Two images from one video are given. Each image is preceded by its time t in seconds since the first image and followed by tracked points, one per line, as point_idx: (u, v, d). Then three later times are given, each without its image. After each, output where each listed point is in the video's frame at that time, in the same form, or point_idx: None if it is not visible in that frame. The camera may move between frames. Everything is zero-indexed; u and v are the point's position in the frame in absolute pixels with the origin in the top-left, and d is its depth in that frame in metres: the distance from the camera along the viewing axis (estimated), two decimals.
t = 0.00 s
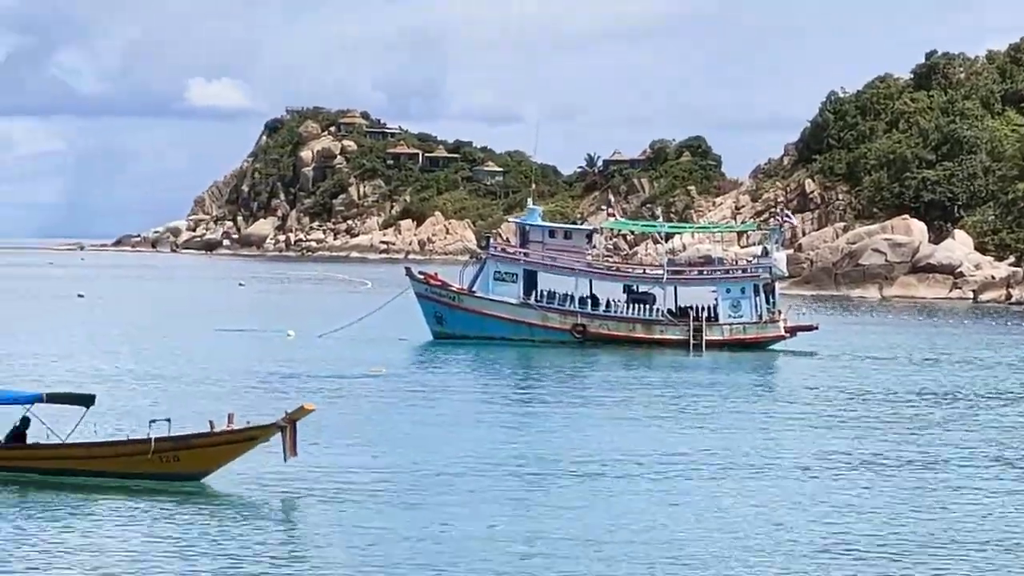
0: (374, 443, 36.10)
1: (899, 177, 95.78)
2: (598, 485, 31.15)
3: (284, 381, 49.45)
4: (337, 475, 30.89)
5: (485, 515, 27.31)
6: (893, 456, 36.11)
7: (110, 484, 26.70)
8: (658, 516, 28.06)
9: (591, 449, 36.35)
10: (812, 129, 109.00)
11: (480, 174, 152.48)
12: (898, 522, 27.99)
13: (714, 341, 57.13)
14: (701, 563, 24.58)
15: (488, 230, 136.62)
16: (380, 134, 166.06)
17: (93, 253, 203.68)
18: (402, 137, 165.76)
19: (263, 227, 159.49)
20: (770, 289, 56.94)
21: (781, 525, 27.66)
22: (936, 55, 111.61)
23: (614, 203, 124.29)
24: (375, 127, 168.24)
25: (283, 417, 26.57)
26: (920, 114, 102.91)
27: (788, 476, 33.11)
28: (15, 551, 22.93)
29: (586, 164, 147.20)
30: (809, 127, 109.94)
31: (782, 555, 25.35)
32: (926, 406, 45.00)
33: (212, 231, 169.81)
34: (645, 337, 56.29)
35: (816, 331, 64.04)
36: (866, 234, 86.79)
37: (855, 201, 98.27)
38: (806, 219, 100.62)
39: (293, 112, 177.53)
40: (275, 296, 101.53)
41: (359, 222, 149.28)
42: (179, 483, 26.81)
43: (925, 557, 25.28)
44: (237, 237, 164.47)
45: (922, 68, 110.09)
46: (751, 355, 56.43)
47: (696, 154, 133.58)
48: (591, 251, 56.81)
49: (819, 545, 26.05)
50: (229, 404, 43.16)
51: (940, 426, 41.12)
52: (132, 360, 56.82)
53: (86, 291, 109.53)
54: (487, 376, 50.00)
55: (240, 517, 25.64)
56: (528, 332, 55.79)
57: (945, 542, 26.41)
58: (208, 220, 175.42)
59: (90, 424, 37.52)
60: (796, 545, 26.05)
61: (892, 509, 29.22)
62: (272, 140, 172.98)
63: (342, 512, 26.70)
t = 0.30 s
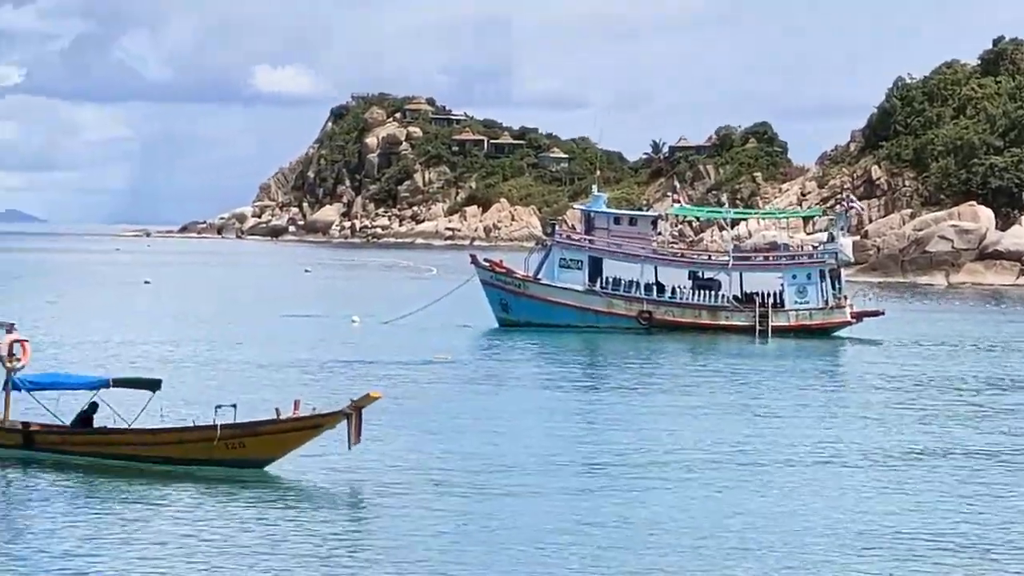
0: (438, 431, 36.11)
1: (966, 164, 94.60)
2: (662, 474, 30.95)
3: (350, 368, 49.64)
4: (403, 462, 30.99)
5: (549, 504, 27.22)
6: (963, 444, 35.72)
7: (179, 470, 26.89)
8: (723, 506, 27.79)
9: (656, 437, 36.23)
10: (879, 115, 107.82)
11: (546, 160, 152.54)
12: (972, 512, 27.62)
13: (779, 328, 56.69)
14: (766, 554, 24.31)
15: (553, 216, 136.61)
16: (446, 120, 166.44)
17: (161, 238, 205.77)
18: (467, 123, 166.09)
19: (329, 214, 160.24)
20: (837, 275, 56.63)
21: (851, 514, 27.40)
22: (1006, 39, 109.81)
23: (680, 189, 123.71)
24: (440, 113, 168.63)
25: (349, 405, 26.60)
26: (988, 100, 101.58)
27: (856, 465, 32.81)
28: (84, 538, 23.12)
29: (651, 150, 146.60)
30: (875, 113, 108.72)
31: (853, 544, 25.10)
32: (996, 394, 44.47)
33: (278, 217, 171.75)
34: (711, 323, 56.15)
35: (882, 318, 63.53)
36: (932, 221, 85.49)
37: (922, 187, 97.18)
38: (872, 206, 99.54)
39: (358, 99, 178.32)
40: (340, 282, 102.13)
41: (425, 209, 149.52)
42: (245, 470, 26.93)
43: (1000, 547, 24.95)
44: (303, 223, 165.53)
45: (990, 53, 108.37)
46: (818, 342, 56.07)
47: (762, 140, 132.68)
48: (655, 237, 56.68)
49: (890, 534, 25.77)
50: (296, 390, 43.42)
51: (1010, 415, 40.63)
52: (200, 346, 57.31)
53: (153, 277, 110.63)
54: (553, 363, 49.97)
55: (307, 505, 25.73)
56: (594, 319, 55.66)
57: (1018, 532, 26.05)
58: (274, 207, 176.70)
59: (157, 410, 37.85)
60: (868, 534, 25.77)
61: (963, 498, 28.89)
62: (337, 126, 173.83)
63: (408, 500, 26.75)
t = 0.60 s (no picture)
0: (496, 420, 36.25)
1: None
2: (719, 464, 30.86)
3: (409, 357, 49.90)
4: (462, 451, 31.25)
5: (604, 494, 27.22)
6: None
7: (239, 456, 27.16)
8: (780, 497, 27.72)
9: (714, 426, 36.28)
10: (940, 104, 106.78)
11: (606, 149, 152.43)
12: None
13: (840, 317, 56.53)
14: (821, 545, 24.17)
15: (613, 206, 136.56)
16: (506, 109, 166.83)
17: (222, 227, 207.52)
18: (527, 112, 166.36)
19: (389, 202, 160.78)
20: (898, 262, 56.26)
21: (912, 504, 27.28)
22: None
23: (740, 178, 123.14)
24: (500, 102, 168.98)
25: (410, 392, 26.73)
26: None
27: (916, 455, 32.65)
28: (145, 525, 23.46)
29: (712, 139, 145.90)
30: (937, 102, 107.69)
31: (913, 534, 25.00)
32: None
33: (339, 206, 173.07)
34: (771, 311, 56.01)
35: (943, 308, 63.14)
36: (996, 209, 84.66)
37: (985, 175, 96.29)
38: (933, 194, 98.48)
39: (419, 87, 179.06)
40: (401, 271, 102.65)
41: (485, 197, 149.67)
42: (306, 458, 27.14)
43: None
44: (364, 211, 166.31)
45: None
46: (878, 331, 55.82)
47: (823, 129, 131.80)
48: (716, 227, 56.46)
49: (953, 526, 25.58)
50: (356, 379, 43.82)
51: None
52: (261, 334, 57.92)
53: (216, 266, 111.63)
54: (612, 352, 50.04)
55: (366, 496, 25.90)
56: (655, 309, 55.55)
57: None
58: (334, 195, 177.70)
59: (217, 398, 38.28)
60: (929, 525, 25.61)
61: None
62: (397, 115, 174.51)
63: (466, 490, 26.95)
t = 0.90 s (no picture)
0: (549, 413, 36.32)
1: None
2: (772, 458, 30.77)
3: (463, 348, 50.09)
4: (516, 444, 31.42)
5: (656, 487, 27.25)
6: None
7: (293, 445, 27.48)
8: (835, 491, 27.60)
9: (768, 419, 36.21)
10: (997, 96, 105.70)
11: (661, 141, 151.94)
12: None
13: (896, 308, 56.09)
14: (875, 539, 24.08)
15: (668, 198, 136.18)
16: (561, 101, 166.85)
17: (279, 219, 208.88)
18: (582, 103, 166.28)
19: (444, 194, 161.09)
20: (954, 254, 55.70)
21: (969, 499, 27.08)
22: None
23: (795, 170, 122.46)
24: (555, 93, 169.01)
25: (466, 380, 26.98)
26: None
27: (972, 449, 32.44)
28: (202, 514, 23.77)
29: (767, 130, 145.06)
30: (994, 94, 106.60)
31: (970, 529, 24.83)
32: None
33: (394, 198, 173.67)
34: (827, 304, 55.78)
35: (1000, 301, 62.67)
36: None
37: None
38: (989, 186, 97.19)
39: (474, 79, 179.33)
40: (455, 263, 102.97)
41: (540, 189, 149.62)
42: (361, 448, 27.39)
43: None
44: (419, 203, 166.76)
45: None
46: (934, 323, 55.47)
47: (879, 120, 130.82)
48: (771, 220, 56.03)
49: (1008, 521, 25.38)
50: (411, 370, 44.09)
51: None
52: (316, 326, 58.32)
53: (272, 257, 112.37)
54: (667, 345, 50.02)
55: (422, 488, 26.05)
56: (710, 301, 55.48)
57: None
58: (389, 187, 178.33)
59: (272, 389, 38.64)
60: (985, 520, 25.41)
61: None
62: (453, 107, 174.82)
63: (521, 483, 27.04)
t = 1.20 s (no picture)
0: (591, 406, 36.32)
1: None
2: (817, 452, 30.64)
3: (504, 341, 50.23)
4: (556, 436, 31.55)
5: (694, 480, 27.27)
6: None
7: (337, 435, 27.82)
8: (874, 485, 27.54)
9: (808, 412, 36.14)
10: None
11: (704, 134, 151.45)
12: None
13: (939, 301, 55.79)
14: (916, 534, 23.93)
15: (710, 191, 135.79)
16: (603, 93, 166.68)
17: (322, 211, 209.79)
18: (624, 96, 166.07)
19: (486, 186, 161.25)
20: (997, 246, 55.19)
21: (1009, 494, 26.91)
22: None
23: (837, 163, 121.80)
24: (598, 86, 168.92)
25: (507, 368, 27.23)
26: None
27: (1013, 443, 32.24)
28: (249, 506, 23.96)
29: (810, 123, 144.27)
30: None
31: (1009, 523, 24.66)
32: None
33: (436, 190, 174.05)
34: (870, 297, 55.64)
35: None
36: None
37: None
38: None
39: (516, 71, 179.34)
40: (497, 256, 103.13)
41: (582, 182, 149.47)
42: (404, 438, 27.72)
43: None
44: (461, 195, 166.93)
45: None
46: (977, 317, 55.11)
47: (922, 113, 129.81)
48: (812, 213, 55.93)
49: None
50: (452, 363, 44.28)
51: None
52: (357, 318, 58.63)
53: (314, 249, 112.94)
54: (708, 338, 49.99)
55: (462, 481, 26.22)
56: (753, 295, 55.31)
57: None
58: (431, 179, 178.65)
59: (316, 381, 38.88)
60: None
61: None
62: (494, 99, 174.85)
63: (560, 476, 27.15)
